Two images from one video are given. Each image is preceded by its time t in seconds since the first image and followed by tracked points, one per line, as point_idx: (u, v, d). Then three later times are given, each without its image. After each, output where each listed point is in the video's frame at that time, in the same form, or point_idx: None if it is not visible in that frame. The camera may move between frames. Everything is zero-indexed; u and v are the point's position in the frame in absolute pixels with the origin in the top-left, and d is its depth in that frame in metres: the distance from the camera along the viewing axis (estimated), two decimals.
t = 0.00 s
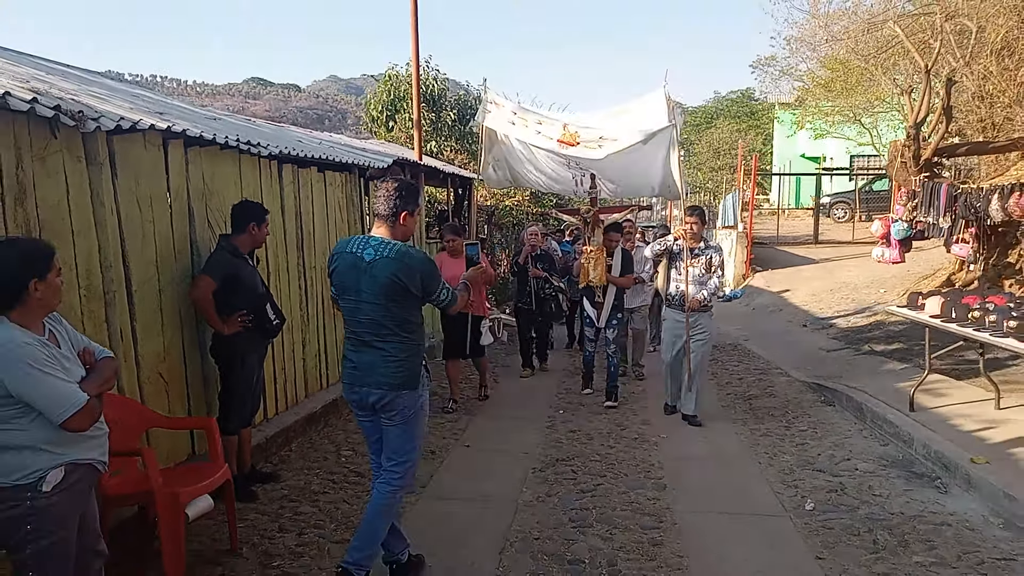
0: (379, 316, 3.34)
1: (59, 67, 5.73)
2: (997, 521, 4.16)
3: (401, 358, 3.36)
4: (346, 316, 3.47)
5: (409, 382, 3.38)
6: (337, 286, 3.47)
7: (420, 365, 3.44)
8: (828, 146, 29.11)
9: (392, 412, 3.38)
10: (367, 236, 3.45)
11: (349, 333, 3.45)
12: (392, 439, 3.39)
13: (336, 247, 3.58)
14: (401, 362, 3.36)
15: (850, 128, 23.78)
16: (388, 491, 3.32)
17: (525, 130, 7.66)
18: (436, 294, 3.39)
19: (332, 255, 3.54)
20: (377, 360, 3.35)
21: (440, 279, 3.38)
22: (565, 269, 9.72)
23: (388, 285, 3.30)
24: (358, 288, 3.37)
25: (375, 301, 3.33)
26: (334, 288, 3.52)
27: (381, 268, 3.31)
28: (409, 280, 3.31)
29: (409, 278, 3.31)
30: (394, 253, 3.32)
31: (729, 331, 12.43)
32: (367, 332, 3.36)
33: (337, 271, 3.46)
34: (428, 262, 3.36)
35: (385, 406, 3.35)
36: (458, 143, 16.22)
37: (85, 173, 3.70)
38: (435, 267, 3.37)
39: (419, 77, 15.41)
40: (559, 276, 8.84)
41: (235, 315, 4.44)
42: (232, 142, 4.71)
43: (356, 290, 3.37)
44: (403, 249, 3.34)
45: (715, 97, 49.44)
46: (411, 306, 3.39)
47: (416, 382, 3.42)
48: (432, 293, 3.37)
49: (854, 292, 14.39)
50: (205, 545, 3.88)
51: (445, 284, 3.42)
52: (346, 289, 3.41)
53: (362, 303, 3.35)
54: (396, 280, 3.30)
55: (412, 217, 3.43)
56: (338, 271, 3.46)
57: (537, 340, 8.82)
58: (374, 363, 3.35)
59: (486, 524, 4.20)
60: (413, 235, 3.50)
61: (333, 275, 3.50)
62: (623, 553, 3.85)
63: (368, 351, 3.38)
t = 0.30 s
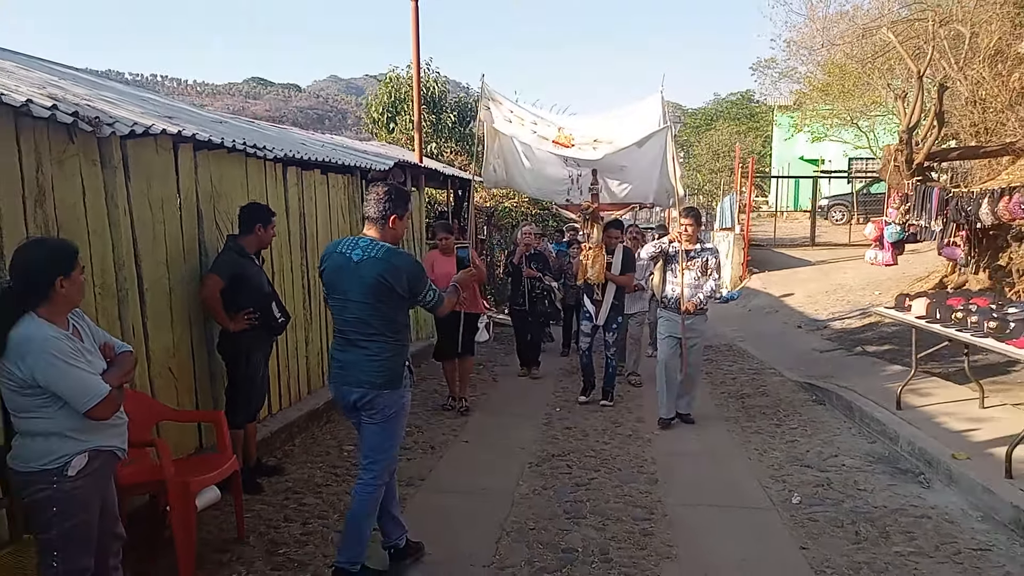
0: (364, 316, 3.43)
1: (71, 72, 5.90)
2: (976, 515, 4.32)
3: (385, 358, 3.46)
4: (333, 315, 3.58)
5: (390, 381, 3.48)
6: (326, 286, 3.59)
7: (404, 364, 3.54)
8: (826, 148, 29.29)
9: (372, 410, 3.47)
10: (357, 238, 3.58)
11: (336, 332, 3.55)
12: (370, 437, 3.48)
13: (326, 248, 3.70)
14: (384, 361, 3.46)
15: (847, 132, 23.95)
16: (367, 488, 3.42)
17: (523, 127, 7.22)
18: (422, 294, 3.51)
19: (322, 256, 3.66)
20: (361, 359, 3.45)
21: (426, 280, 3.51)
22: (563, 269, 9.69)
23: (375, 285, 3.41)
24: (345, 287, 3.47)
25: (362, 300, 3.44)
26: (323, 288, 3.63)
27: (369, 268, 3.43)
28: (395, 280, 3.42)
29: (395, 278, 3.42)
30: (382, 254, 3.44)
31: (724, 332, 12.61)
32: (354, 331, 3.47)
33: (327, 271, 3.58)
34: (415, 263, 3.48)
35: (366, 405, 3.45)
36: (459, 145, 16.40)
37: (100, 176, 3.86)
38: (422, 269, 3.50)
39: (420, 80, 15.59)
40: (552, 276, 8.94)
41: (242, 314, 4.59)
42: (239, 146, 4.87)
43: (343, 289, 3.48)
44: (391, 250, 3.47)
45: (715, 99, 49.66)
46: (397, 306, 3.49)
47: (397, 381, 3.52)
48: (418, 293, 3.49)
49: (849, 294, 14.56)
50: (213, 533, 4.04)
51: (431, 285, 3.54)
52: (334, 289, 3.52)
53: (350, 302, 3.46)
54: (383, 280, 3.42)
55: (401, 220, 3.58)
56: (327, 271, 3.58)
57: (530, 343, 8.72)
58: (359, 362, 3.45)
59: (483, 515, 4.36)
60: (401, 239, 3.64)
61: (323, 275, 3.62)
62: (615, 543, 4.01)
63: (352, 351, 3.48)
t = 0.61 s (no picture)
0: (355, 314, 3.52)
1: (83, 77, 6.06)
2: (959, 507, 4.48)
3: (376, 356, 3.54)
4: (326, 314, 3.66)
5: (382, 379, 3.55)
6: (319, 285, 3.67)
7: (395, 362, 3.62)
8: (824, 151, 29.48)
9: (365, 408, 3.56)
10: (348, 238, 3.66)
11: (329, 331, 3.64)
12: (364, 433, 3.57)
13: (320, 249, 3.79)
14: (374, 359, 3.53)
15: (844, 135, 24.12)
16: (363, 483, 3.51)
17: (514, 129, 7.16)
18: (410, 293, 3.55)
19: (316, 256, 3.75)
20: (352, 358, 3.54)
21: (414, 280, 3.55)
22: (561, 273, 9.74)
23: (364, 284, 3.48)
24: (336, 286, 3.55)
25: (352, 299, 3.51)
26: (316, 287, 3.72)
27: (358, 268, 3.50)
28: (383, 280, 3.48)
29: (383, 278, 3.48)
30: (372, 253, 3.51)
31: (721, 333, 12.77)
32: (345, 329, 3.55)
33: (319, 271, 3.66)
34: (404, 263, 3.53)
35: (358, 402, 3.54)
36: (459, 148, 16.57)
37: (118, 179, 4.02)
38: (411, 269, 3.55)
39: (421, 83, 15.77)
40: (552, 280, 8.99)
41: (251, 312, 4.74)
42: (248, 149, 5.03)
43: (334, 288, 3.55)
44: (380, 250, 3.53)
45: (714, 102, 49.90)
46: (387, 305, 3.56)
47: (389, 378, 3.60)
48: (407, 292, 3.54)
49: (844, 296, 14.72)
50: (225, 524, 4.19)
51: (420, 285, 3.59)
52: (326, 288, 3.60)
53: (341, 300, 3.54)
54: (372, 280, 3.48)
55: (391, 221, 3.64)
56: (320, 270, 3.66)
57: (527, 347, 8.78)
58: (350, 360, 3.54)
59: (484, 508, 4.51)
60: (392, 240, 3.70)
61: (316, 275, 3.70)
62: (611, 533, 4.16)
63: (344, 349, 3.56)
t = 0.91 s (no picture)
0: (352, 314, 3.68)
1: (94, 84, 6.24)
2: (945, 498, 4.63)
3: (373, 353, 3.69)
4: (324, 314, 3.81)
5: (381, 375, 3.70)
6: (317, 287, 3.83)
7: (392, 359, 3.77)
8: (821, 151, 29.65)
9: (366, 403, 3.71)
10: (340, 242, 3.80)
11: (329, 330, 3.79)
12: (366, 427, 3.72)
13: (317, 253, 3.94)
14: (371, 356, 3.68)
15: (841, 135, 24.27)
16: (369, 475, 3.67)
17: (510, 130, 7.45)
18: (400, 292, 3.65)
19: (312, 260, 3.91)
20: (351, 355, 3.69)
21: (404, 280, 3.65)
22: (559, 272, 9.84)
23: (356, 285, 3.63)
24: (332, 287, 3.71)
25: (347, 299, 3.67)
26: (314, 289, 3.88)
27: (350, 269, 3.65)
28: (374, 280, 3.61)
29: (374, 278, 3.61)
30: (363, 255, 3.65)
31: (718, 332, 12.94)
32: (343, 328, 3.71)
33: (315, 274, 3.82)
34: (393, 263, 3.64)
35: (359, 398, 3.70)
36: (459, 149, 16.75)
37: (133, 184, 4.18)
38: (400, 270, 3.66)
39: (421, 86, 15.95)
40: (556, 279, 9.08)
41: (259, 312, 4.90)
42: (255, 154, 5.18)
43: (330, 289, 3.73)
44: (369, 252, 3.67)
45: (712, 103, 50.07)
46: (381, 304, 3.70)
47: (388, 374, 3.75)
48: (397, 292, 3.64)
49: (840, 296, 14.89)
50: (236, 516, 4.36)
51: (410, 285, 3.68)
52: (323, 290, 3.76)
53: (336, 301, 3.70)
54: (363, 281, 3.63)
55: (381, 223, 3.76)
56: (316, 273, 3.82)
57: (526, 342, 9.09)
58: (348, 358, 3.69)
59: (484, 500, 4.67)
60: (384, 242, 3.83)
61: (313, 277, 3.86)
62: (608, 523, 4.33)
63: (343, 347, 3.72)
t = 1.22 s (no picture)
0: (338, 311, 3.85)
1: (101, 89, 6.43)
2: (922, 488, 4.81)
3: (357, 346, 3.86)
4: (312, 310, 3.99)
5: (366, 367, 3.88)
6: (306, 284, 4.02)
7: (377, 352, 3.94)
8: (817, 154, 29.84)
9: (354, 394, 3.89)
10: (326, 242, 3.97)
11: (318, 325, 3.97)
12: (356, 417, 3.90)
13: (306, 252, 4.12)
14: (356, 349, 3.86)
15: (837, 137, 24.47)
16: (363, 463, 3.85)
17: (494, 127, 7.43)
18: (382, 291, 3.82)
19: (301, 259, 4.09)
20: (338, 348, 3.86)
21: (386, 279, 3.82)
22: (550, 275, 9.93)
23: (340, 283, 3.81)
24: (319, 285, 3.88)
25: (332, 297, 3.85)
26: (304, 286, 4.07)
27: (336, 267, 3.82)
28: (356, 278, 3.78)
29: (356, 276, 3.78)
30: (347, 254, 3.82)
31: (712, 333, 13.13)
32: (330, 323, 3.89)
33: (304, 272, 4.00)
34: (375, 262, 3.81)
35: (347, 389, 3.87)
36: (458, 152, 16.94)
37: (140, 188, 4.36)
38: (383, 269, 3.84)
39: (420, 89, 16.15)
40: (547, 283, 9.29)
41: (261, 310, 5.07)
42: (257, 158, 5.36)
43: (317, 287, 3.91)
44: (352, 251, 3.84)
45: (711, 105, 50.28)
46: (364, 300, 3.87)
47: (373, 367, 3.92)
48: (380, 290, 3.82)
49: (834, 296, 15.07)
50: (239, 505, 4.54)
51: (393, 284, 3.84)
52: (311, 287, 3.95)
53: (322, 298, 3.88)
54: (346, 279, 3.80)
55: (365, 223, 3.94)
56: (305, 271, 4.00)
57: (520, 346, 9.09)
58: (335, 351, 3.87)
59: (478, 491, 4.84)
60: (369, 241, 4.00)
61: (302, 275, 4.05)
62: (597, 512, 4.50)
63: (329, 342, 3.89)
